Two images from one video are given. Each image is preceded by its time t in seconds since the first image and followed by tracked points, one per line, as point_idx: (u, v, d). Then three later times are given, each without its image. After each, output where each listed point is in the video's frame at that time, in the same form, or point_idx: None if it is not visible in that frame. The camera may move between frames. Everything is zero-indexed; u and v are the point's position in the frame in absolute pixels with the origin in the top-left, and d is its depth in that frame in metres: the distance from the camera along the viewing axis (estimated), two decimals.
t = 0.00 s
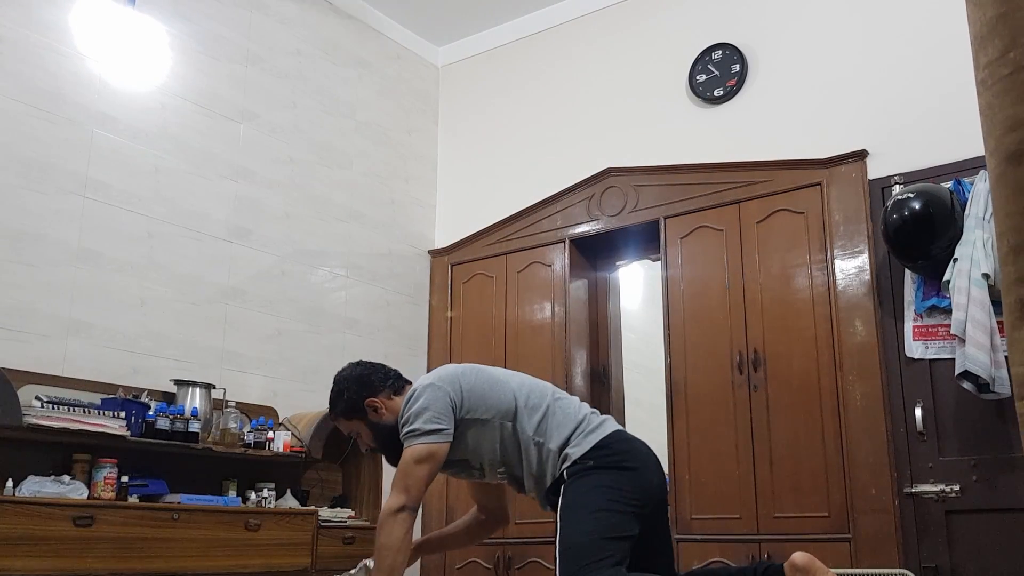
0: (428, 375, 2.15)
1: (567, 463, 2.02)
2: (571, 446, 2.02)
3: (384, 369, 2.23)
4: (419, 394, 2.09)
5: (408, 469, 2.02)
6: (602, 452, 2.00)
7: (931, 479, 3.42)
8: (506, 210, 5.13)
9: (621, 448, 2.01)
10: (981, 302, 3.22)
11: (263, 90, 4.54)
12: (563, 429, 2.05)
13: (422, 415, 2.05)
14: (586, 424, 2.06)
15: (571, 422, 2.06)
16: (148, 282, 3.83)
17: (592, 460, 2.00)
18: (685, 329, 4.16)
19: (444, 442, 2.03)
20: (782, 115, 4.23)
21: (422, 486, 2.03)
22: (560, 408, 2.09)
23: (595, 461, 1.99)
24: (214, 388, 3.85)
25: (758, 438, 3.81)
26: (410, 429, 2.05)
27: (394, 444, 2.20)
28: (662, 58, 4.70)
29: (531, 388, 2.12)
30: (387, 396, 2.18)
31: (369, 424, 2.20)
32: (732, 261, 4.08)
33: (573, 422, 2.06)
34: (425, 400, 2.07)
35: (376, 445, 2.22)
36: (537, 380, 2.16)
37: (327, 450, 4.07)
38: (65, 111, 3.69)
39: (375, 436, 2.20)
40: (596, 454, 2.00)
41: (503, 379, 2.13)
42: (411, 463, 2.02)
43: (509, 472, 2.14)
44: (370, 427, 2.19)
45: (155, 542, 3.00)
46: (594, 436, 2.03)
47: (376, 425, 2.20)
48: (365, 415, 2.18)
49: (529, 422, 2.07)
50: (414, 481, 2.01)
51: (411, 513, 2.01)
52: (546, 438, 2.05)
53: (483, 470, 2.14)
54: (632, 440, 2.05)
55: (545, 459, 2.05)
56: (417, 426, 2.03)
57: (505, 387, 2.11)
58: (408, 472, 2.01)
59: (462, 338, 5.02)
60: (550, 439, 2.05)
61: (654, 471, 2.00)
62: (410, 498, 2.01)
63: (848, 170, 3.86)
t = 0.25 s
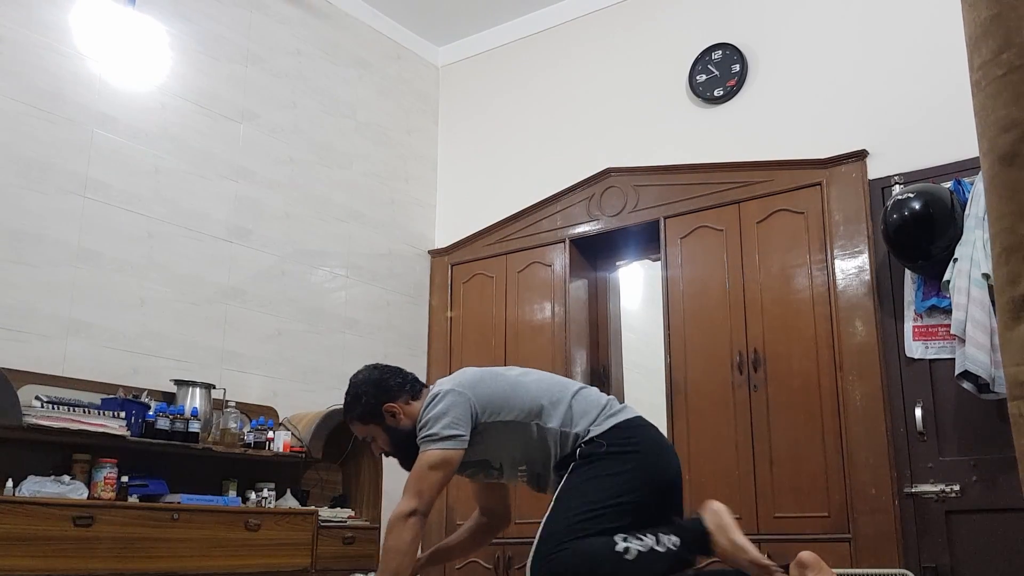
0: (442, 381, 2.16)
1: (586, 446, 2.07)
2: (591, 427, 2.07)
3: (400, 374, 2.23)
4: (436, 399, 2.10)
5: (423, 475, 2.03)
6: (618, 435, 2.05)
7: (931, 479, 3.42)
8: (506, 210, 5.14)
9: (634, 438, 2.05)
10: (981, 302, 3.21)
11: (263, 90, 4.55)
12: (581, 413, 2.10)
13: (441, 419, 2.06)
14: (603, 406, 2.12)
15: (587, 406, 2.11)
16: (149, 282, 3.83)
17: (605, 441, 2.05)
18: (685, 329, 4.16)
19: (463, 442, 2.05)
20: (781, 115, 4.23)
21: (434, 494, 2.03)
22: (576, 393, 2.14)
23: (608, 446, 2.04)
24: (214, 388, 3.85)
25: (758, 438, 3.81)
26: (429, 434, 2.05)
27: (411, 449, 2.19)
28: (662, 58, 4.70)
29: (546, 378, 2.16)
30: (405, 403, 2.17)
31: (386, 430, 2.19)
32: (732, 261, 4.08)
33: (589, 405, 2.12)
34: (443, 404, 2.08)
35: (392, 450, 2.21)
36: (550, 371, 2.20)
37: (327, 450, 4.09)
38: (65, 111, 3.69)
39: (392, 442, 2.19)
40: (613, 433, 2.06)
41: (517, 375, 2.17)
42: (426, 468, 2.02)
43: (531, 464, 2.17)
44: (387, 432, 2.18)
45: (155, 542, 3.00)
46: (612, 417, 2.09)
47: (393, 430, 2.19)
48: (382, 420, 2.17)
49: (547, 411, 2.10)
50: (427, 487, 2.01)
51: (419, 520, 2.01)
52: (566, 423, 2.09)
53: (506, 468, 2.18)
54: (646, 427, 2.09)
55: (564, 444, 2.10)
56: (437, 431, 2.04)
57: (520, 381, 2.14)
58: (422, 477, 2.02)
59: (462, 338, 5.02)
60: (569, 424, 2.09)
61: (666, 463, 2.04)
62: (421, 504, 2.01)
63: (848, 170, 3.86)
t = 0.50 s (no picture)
0: (451, 380, 2.14)
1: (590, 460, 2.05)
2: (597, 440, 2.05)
3: (410, 359, 2.18)
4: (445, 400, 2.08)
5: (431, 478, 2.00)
6: (622, 452, 2.03)
7: (931, 479, 3.42)
8: (506, 210, 5.14)
9: (638, 459, 2.02)
10: (981, 302, 3.21)
11: (263, 90, 4.55)
12: (588, 424, 2.08)
13: (449, 422, 2.03)
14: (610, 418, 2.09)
15: (594, 419, 2.09)
16: (149, 282, 3.83)
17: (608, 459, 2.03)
18: (685, 329, 4.16)
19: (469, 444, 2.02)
20: (781, 116, 4.23)
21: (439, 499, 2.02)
22: (583, 403, 2.11)
23: (610, 465, 2.02)
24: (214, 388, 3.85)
25: (758, 437, 3.81)
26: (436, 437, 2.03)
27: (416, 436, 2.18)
28: (662, 58, 4.70)
29: (555, 382, 2.14)
30: (410, 390, 2.14)
31: (392, 414, 2.18)
32: (732, 261, 4.08)
33: (597, 416, 2.09)
34: (451, 406, 2.06)
35: (398, 434, 2.21)
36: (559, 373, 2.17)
37: (327, 450, 4.08)
38: (65, 111, 3.69)
39: (398, 427, 2.19)
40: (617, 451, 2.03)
41: (526, 376, 2.14)
42: (431, 471, 2.00)
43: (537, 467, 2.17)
44: (392, 418, 2.18)
45: (155, 542, 3.00)
46: (620, 431, 2.07)
47: (399, 416, 2.18)
48: (388, 406, 2.16)
49: (554, 419, 2.08)
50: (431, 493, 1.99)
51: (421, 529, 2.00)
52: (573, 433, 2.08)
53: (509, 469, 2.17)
54: (652, 445, 2.06)
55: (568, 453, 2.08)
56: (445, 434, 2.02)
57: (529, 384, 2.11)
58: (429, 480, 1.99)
59: (462, 338, 5.02)
60: (577, 434, 2.08)
61: (669, 483, 2.01)
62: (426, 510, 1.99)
63: (848, 170, 3.86)
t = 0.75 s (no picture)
0: (462, 372, 2.05)
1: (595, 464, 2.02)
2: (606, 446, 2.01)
3: (421, 333, 2.14)
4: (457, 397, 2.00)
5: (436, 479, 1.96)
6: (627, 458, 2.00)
7: (931, 479, 3.42)
8: (506, 210, 5.14)
9: (640, 466, 1.98)
10: (981, 302, 3.21)
11: (263, 90, 4.55)
12: (597, 428, 2.04)
13: (458, 423, 1.96)
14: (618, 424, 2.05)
15: (603, 424, 2.04)
16: (149, 282, 3.83)
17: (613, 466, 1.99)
18: (685, 329, 4.16)
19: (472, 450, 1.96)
20: (781, 116, 4.23)
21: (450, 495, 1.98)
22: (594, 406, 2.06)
23: (613, 472, 1.98)
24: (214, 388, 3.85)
25: (758, 437, 3.81)
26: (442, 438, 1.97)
27: (422, 412, 2.13)
28: (662, 58, 4.70)
29: (567, 382, 2.07)
30: (420, 364, 2.10)
31: (397, 387, 2.13)
32: (732, 261, 4.08)
33: (605, 422, 2.05)
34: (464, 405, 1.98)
35: (399, 407, 2.16)
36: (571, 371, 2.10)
37: (327, 450, 4.09)
38: (65, 112, 3.69)
39: (403, 402, 2.14)
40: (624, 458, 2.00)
41: (539, 374, 2.06)
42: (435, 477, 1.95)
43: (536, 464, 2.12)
44: (399, 391, 2.12)
45: (155, 542, 3.00)
46: (627, 438, 2.03)
47: (404, 389, 2.13)
48: (395, 379, 2.11)
49: (564, 421, 2.03)
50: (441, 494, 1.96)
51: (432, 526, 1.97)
52: (580, 437, 2.03)
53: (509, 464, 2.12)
54: (655, 451, 2.03)
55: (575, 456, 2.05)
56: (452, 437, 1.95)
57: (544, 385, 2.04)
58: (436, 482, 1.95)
59: (462, 338, 5.02)
60: (583, 438, 2.03)
61: (669, 489, 1.98)
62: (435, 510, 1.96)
63: (848, 170, 3.86)
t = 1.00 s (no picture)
0: (474, 336, 1.95)
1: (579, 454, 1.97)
2: (591, 438, 1.96)
3: (428, 277, 2.07)
4: (466, 366, 1.91)
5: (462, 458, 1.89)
6: (615, 451, 1.95)
7: (931, 479, 3.42)
8: (506, 210, 5.14)
9: (628, 457, 1.95)
10: (981, 302, 3.21)
11: (263, 90, 4.55)
12: (590, 417, 1.98)
13: (476, 393, 1.87)
14: (611, 416, 1.99)
15: (596, 413, 1.98)
16: (148, 282, 3.83)
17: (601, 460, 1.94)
18: (685, 329, 4.16)
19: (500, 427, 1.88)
20: (781, 115, 4.23)
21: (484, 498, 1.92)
22: (591, 393, 1.99)
23: (602, 465, 1.93)
24: (214, 388, 3.85)
25: (758, 437, 3.81)
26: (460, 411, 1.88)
27: (422, 358, 2.05)
28: (662, 58, 4.70)
29: (572, 363, 1.98)
30: (426, 308, 2.03)
31: (400, 331, 2.05)
32: (732, 261, 4.08)
33: (599, 412, 1.99)
34: (475, 378, 1.89)
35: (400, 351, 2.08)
36: (579, 350, 2.01)
37: (327, 451, 4.09)
38: (65, 112, 3.68)
39: (404, 346, 2.06)
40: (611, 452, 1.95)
41: (552, 348, 1.96)
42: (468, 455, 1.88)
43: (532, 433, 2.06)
44: (401, 335, 2.04)
45: (155, 542, 3.00)
46: (617, 432, 1.98)
47: (407, 334, 2.05)
48: (399, 322, 2.03)
49: (562, 402, 1.97)
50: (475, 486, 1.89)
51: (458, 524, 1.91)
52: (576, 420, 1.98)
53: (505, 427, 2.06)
54: (641, 441, 1.99)
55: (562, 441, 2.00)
56: (470, 412, 1.87)
57: (551, 365, 1.94)
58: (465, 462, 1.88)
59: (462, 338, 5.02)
60: (579, 421, 1.98)
61: (655, 478, 1.96)
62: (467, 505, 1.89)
63: (848, 170, 3.86)
